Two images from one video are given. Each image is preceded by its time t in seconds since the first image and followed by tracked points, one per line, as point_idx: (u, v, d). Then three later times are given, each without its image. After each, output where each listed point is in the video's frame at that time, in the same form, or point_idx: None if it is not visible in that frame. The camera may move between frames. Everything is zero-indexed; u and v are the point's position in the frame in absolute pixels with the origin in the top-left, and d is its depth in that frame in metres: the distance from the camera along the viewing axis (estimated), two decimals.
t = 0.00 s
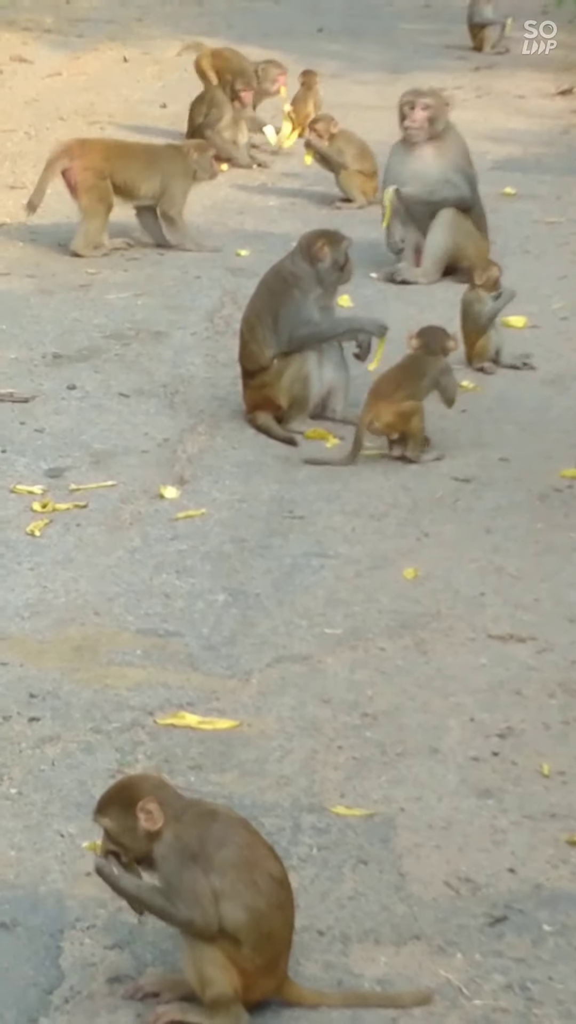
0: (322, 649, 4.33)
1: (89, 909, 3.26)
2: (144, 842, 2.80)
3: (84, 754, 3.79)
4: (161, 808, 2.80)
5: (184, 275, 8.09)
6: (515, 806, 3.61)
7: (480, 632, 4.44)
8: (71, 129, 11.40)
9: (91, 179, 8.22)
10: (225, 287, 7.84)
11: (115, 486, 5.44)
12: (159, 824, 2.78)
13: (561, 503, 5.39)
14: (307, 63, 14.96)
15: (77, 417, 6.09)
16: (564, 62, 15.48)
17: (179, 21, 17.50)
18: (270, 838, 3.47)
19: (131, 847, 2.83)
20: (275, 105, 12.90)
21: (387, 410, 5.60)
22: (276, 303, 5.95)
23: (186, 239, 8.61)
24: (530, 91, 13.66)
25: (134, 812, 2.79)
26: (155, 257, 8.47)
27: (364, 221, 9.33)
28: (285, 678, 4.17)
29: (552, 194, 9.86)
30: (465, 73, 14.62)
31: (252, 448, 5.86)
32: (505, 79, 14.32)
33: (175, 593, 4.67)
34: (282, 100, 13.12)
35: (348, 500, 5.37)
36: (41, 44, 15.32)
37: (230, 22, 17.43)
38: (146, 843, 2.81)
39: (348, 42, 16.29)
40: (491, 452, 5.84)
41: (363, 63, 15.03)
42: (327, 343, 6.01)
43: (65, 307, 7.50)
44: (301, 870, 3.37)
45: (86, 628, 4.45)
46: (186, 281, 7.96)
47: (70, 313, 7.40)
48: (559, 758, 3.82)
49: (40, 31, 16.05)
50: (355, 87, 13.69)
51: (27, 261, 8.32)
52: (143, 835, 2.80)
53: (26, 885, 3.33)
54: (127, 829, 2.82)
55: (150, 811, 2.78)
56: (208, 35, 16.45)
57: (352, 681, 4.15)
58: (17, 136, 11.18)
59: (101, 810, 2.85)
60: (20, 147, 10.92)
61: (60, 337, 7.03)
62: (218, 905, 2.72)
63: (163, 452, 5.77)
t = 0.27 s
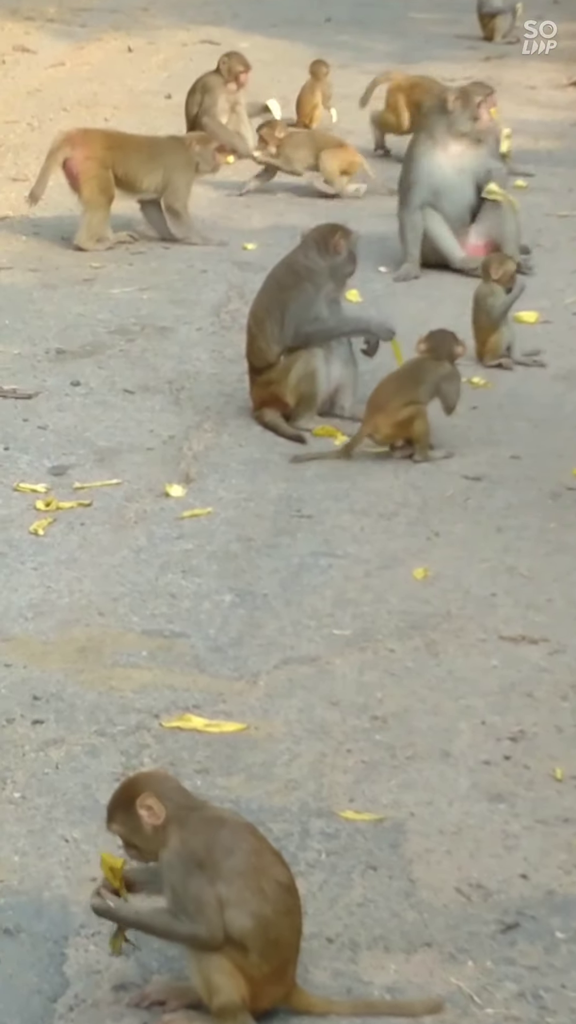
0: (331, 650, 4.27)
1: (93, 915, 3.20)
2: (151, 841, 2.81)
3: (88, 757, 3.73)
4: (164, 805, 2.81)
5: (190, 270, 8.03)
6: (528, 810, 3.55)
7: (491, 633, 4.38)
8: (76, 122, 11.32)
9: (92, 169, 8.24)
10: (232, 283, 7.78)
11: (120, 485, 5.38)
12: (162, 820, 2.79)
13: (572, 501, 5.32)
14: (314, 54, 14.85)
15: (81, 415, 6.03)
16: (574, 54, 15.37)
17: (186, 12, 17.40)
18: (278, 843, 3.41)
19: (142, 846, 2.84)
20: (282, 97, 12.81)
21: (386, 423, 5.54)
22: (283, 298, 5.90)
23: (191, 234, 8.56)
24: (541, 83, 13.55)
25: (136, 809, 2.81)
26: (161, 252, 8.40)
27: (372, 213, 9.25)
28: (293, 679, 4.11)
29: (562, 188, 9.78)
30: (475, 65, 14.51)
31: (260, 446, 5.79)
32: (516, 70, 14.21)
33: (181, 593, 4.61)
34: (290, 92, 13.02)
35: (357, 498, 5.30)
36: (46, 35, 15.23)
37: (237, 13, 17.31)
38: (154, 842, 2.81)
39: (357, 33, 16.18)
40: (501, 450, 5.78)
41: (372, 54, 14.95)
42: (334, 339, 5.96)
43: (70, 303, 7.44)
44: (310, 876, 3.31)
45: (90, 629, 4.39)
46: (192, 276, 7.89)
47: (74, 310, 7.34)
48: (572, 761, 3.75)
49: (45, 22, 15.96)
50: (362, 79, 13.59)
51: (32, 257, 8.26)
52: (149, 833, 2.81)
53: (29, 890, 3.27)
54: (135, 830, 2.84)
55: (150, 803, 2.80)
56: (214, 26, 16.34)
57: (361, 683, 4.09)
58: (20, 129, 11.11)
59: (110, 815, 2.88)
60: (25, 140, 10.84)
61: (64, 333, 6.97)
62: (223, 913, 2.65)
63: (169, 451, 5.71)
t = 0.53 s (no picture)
0: (335, 648, 4.28)
1: (99, 913, 3.21)
2: (149, 839, 2.83)
3: (94, 755, 3.74)
4: (159, 803, 2.84)
5: (194, 269, 8.04)
6: (532, 809, 3.56)
7: (496, 632, 4.39)
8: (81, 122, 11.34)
9: (97, 168, 8.26)
10: (236, 282, 7.79)
11: (125, 485, 5.39)
12: (157, 819, 2.82)
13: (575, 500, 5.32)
14: (318, 55, 14.87)
15: (86, 414, 6.04)
16: None
17: (190, 13, 17.42)
18: (283, 841, 3.42)
19: (142, 846, 2.86)
20: (286, 98, 12.83)
21: (391, 431, 5.61)
22: (288, 298, 5.91)
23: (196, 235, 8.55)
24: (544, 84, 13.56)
25: (131, 808, 2.85)
26: (165, 251, 8.41)
27: (377, 212, 9.26)
28: (298, 677, 4.12)
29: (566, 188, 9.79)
30: (479, 66, 14.53)
31: (264, 445, 5.81)
32: (519, 72, 14.23)
33: (186, 592, 4.62)
34: (294, 92, 13.04)
35: (361, 497, 5.32)
36: (51, 36, 15.25)
37: (241, 14, 17.33)
38: (153, 840, 2.83)
39: (361, 33, 16.20)
40: (505, 449, 5.79)
41: (377, 54, 14.97)
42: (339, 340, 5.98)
43: (74, 303, 7.45)
44: (314, 873, 3.32)
45: (95, 628, 4.40)
46: (197, 276, 7.91)
47: (79, 309, 7.35)
48: None
49: (50, 22, 15.98)
50: (366, 80, 13.61)
51: (37, 257, 8.27)
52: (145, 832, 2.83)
53: (36, 888, 3.28)
54: (132, 827, 2.86)
55: (144, 800, 2.84)
56: (218, 27, 16.37)
57: (366, 682, 4.10)
58: (25, 129, 11.13)
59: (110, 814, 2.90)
60: (29, 140, 10.85)
61: (70, 333, 6.98)
62: (227, 912, 2.66)
63: (174, 450, 5.72)
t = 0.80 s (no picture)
0: (336, 644, 4.30)
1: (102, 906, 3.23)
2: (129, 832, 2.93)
3: (97, 750, 3.76)
4: (141, 798, 2.93)
5: (196, 266, 8.06)
6: (532, 803, 3.58)
7: (496, 628, 4.41)
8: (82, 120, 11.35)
9: (100, 169, 8.25)
10: (237, 279, 7.81)
11: (127, 481, 5.41)
12: (134, 814, 2.92)
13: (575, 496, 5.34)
14: (318, 53, 14.87)
15: (88, 411, 6.05)
16: None
17: (191, 11, 17.42)
18: (284, 835, 3.44)
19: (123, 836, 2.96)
20: (287, 96, 12.84)
21: (397, 420, 5.59)
22: (291, 297, 5.92)
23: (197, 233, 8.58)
24: (544, 82, 13.57)
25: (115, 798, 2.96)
26: (166, 248, 8.43)
27: (378, 210, 9.28)
28: (299, 672, 4.14)
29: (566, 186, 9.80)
30: (479, 64, 14.55)
31: (265, 441, 5.82)
32: (520, 70, 14.24)
33: (188, 588, 4.64)
34: (295, 90, 13.05)
35: (362, 493, 5.33)
36: (53, 33, 15.25)
37: (242, 13, 17.34)
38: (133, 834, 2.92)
39: (362, 32, 16.21)
40: (506, 446, 5.80)
41: (378, 53, 14.99)
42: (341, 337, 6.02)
43: (76, 300, 7.46)
44: (315, 867, 3.34)
45: (97, 623, 4.42)
46: (198, 273, 7.92)
47: (80, 306, 7.37)
48: None
49: (50, 21, 15.98)
50: (367, 78, 13.62)
51: (38, 253, 8.28)
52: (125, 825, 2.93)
53: (39, 881, 3.30)
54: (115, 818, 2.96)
55: (125, 788, 2.97)
56: (219, 26, 16.37)
57: (367, 677, 4.11)
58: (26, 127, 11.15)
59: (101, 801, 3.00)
60: (30, 138, 10.85)
61: (71, 330, 7.00)
62: (198, 914, 2.70)
63: (176, 446, 5.74)
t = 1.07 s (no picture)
0: (336, 643, 4.30)
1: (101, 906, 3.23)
2: (86, 822, 2.85)
3: (95, 749, 3.76)
4: (101, 785, 2.85)
5: (195, 265, 8.05)
6: (531, 803, 3.58)
7: (495, 627, 4.40)
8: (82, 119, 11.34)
9: (98, 167, 8.25)
10: (236, 278, 7.80)
11: (126, 480, 5.40)
12: (97, 803, 2.84)
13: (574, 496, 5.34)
14: (318, 52, 14.86)
15: (87, 410, 6.05)
16: None
17: (191, 10, 17.41)
18: (283, 835, 3.44)
19: (74, 828, 2.88)
20: (286, 95, 12.84)
21: (407, 416, 5.60)
22: (289, 296, 5.92)
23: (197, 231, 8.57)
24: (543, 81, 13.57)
25: (71, 788, 2.86)
26: (165, 248, 8.42)
27: (377, 208, 9.27)
28: (298, 671, 4.13)
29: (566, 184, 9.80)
30: (479, 63, 14.55)
31: (265, 441, 5.82)
32: (519, 69, 14.24)
33: (187, 587, 4.63)
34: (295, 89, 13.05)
35: (361, 493, 5.33)
36: (52, 32, 15.24)
37: (241, 12, 17.33)
38: (86, 824, 2.85)
39: (361, 31, 16.20)
40: (505, 445, 5.80)
41: (378, 52, 14.98)
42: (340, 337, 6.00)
43: (75, 299, 7.46)
44: (314, 867, 3.34)
45: (96, 623, 4.42)
46: (197, 272, 7.92)
47: (80, 304, 7.36)
48: None
49: (50, 19, 15.98)
50: (366, 77, 13.62)
51: (37, 252, 8.28)
52: (84, 815, 2.85)
53: (38, 881, 3.29)
54: (69, 810, 2.87)
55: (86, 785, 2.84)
56: (218, 25, 16.37)
57: (365, 677, 4.11)
58: (25, 126, 11.15)
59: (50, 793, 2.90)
60: (30, 137, 10.84)
61: (71, 329, 6.99)
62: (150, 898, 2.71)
63: (175, 446, 5.73)
